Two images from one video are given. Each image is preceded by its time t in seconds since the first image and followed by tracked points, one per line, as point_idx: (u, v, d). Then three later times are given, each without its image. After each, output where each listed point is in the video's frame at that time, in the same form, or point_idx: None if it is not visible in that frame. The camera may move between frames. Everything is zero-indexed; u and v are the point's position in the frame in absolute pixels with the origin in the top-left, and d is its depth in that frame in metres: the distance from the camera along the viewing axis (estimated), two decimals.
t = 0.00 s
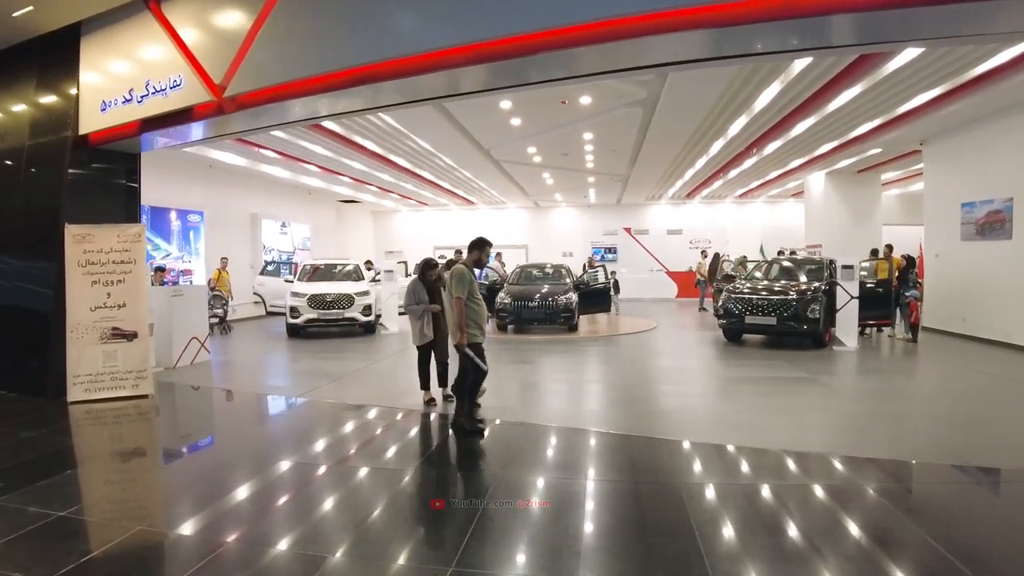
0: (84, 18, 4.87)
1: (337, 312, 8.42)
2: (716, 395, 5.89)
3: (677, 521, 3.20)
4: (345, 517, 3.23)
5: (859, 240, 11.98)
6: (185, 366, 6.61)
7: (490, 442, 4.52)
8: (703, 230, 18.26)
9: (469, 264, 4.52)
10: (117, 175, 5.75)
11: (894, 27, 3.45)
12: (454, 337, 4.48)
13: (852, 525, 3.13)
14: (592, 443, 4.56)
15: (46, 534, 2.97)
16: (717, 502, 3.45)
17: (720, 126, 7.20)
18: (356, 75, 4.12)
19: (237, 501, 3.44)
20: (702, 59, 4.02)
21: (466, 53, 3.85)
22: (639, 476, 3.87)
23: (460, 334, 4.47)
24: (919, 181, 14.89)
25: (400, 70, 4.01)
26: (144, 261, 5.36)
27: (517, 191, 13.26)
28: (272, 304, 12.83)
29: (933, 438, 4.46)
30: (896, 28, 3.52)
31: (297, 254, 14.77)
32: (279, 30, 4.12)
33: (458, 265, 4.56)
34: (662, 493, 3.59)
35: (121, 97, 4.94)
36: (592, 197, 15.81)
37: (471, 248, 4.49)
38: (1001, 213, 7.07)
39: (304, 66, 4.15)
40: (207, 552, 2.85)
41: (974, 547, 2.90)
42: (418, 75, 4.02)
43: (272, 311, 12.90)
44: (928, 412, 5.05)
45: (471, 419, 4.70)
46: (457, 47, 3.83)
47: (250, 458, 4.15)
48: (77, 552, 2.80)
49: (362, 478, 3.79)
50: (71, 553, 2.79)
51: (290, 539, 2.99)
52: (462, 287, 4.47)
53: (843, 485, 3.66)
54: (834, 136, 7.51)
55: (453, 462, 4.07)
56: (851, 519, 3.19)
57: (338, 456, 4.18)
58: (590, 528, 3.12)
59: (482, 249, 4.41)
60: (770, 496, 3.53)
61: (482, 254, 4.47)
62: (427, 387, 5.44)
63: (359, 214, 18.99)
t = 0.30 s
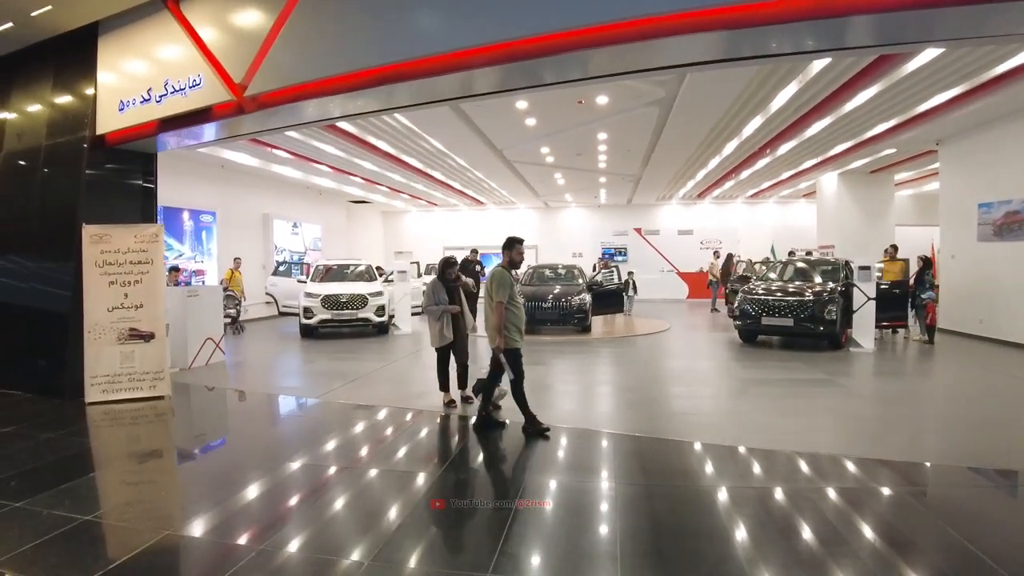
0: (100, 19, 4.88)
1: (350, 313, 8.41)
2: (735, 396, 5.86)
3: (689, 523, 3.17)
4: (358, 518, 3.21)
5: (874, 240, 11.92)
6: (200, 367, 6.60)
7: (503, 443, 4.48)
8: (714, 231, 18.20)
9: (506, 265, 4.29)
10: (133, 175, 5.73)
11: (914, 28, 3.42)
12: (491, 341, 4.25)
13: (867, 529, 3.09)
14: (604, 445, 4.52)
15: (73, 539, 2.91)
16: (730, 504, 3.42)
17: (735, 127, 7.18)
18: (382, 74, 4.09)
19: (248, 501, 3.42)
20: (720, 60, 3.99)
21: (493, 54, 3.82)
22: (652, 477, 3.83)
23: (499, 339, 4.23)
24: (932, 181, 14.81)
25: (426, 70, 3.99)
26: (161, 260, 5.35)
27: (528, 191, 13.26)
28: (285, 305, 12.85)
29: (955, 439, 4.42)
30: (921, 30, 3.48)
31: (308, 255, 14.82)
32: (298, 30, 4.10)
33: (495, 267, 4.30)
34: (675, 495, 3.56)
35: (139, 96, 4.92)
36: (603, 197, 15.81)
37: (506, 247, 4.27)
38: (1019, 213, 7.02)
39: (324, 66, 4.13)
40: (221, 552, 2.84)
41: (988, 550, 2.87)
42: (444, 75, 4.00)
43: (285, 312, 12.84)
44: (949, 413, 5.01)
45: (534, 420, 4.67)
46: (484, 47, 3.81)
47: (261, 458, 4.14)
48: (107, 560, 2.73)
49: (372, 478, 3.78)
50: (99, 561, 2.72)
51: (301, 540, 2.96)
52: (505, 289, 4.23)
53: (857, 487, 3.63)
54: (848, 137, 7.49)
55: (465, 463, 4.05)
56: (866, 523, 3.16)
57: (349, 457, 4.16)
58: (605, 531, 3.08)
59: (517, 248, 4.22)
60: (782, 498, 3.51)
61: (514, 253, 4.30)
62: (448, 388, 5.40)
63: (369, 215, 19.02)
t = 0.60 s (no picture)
0: (111, 19, 4.88)
1: (359, 313, 8.40)
2: (746, 395, 5.85)
3: (698, 525, 3.14)
4: (365, 518, 3.20)
5: (882, 241, 11.90)
6: (210, 367, 6.59)
7: (510, 443, 4.44)
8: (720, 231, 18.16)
9: (541, 262, 4.12)
10: (144, 175, 5.72)
11: (926, 29, 3.41)
12: (527, 343, 4.08)
13: (875, 529, 3.08)
14: (611, 444, 4.51)
15: (93, 541, 2.88)
16: (740, 505, 3.39)
17: (745, 127, 7.16)
18: (397, 74, 4.07)
19: (254, 501, 3.41)
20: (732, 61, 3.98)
21: (508, 54, 3.80)
22: (658, 477, 3.82)
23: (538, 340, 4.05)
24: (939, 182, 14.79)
25: (441, 70, 3.96)
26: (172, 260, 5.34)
27: (535, 191, 13.27)
28: (292, 305, 12.85)
29: (968, 440, 4.41)
30: (934, 31, 3.46)
31: (315, 255, 14.84)
32: (310, 30, 4.10)
33: (530, 266, 4.11)
34: (683, 496, 3.53)
35: (152, 95, 4.90)
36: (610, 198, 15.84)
37: (538, 245, 4.09)
38: None
39: (336, 65, 4.12)
40: (231, 551, 2.83)
41: (991, 549, 2.88)
42: (458, 74, 3.97)
43: (293, 312, 12.84)
44: (962, 413, 4.99)
45: (553, 421, 4.63)
46: (501, 47, 3.78)
47: (267, 457, 4.13)
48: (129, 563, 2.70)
49: (379, 478, 3.77)
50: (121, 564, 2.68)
51: (308, 541, 2.94)
52: (542, 289, 4.04)
53: (865, 488, 3.62)
54: (857, 137, 7.49)
55: (469, 462, 4.04)
56: (875, 524, 3.14)
57: (354, 458, 4.14)
58: (614, 530, 3.06)
59: (550, 244, 4.04)
60: (789, 498, 3.50)
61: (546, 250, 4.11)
62: (463, 388, 5.37)
63: (376, 216, 19.05)
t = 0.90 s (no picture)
0: (119, 17, 4.87)
1: (367, 312, 8.38)
2: (758, 394, 5.81)
3: (706, 526, 3.09)
4: (373, 518, 3.17)
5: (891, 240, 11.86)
6: (218, 367, 6.58)
7: (514, 443, 4.38)
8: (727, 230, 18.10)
9: (569, 260, 3.97)
10: (153, 174, 5.70)
11: (937, 26, 3.38)
12: (554, 341, 4.01)
13: (886, 529, 3.05)
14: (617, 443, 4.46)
15: (106, 544, 2.85)
16: (750, 506, 3.35)
17: (754, 125, 7.11)
18: (406, 71, 4.03)
19: (262, 502, 3.39)
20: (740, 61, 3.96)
21: (512, 52, 3.77)
22: (663, 477, 3.78)
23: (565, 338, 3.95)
24: (947, 180, 14.73)
25: (449, 67, 3.93)
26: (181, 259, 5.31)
27: (542, 191, 13.25)
28: (299, 305, 12.84)
29: (983, 440, 4.36)
30: (947, 27, 3.41)
31: (321, 255, 14.83)
32: (319, 28, 4.08)
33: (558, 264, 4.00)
34: (690, 497, 3.47)
35: (161, 93, 4.87)
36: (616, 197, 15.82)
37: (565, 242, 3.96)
38: None
39: (345, 63, 4.08)
40: (239, 551, 2.81)
41: (1005, 549, 2.84)
42: (466, 72, 3.94)
43: (300, 312, 12.82)
44: (976, 413, 4.94)
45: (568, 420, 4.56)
46: (507, 44, 3.75)
47: (275, 457, 4.10)
48: (141, 566, 2.66)
49: (387, 479, 3.73)
50: (133, 568, 2.63)
51: (318, 542, 2.92)
52: (568, 287, 3.90)
53: (874, 487, 3.59)
54: (866, 135, 7.46)
55: (477, 463, 4.00)
56: (884, 523, 3.12)
57: (360, 457, 4.12)
58: (623, 531, 3.02)
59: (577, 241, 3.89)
60: (797, 498, 3.46)
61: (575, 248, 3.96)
62: (474, 387, 5.34)
63: (382, 215, 19.05)
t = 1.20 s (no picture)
0: (125, 12, 4.83)
1: (375, 310, 8.34)
2: (772, 391, 5.75)
3: (717, 527, 3.02)
4: (379, 518, 3.13)
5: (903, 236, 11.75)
6: (226, 365, 6.55)
7: (523, 442, 4.32)
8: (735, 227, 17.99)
9: (598, 256, 3.88)
10: (160, 172, 5.66)
11: (952, 17, 3.31)
12: (584, 340, 3.85)
13: (900, 529, 2.98)
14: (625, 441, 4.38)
15: (114, 547, 2.78)
16: (761, 505, 3.29)
17: (765, 120, 7.03)
18: (414, 65, 3.96)
19: (269, 501, 3.34)
20: (753, 54, 3.89)
21: (522, 43, 3.67)
22: (672, 476, 3.72)
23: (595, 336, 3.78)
24: (959, 176, 14.58)
25: (455, 61, 3.84)
26: (189, 257, 5.27)
27: (550, 188, 13.20)
28: (307, 303, 12.83)
29: (1000, 439, 4.27)
30: (966, 17, 3.32)
31: (329, 252, 14.85)
32: (327, 23, 4.03)
33: (589, 260, 3.91)
34: (699, 496, 3.41)
35: (169, 88, 4.82)
36: (623, 193, 15.77)
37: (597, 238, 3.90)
38: None
39: (351, 56, 4.02)
40: (246, 551, 2.78)
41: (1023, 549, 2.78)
42: (471, 66, 3.85)
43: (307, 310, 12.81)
44: (994, 410, 4.85)
45: (582, 420, 4.47)
46: (512, 37, 3.66)
47: (282, 455, 4.06)
48: (148, 570, 2.59)
49: (395, 477, 3.68)
50: (141, 571, 2.58)
51: (327, 541, 2.88)
52: (598, 282, 3.77)
53: (885, 486, 3.53)
54: (878, 131, 7.37)
55: (486, 460, 3.95)
56: (898, 523, 3.05)
57: (368, 455, 4.08)
58: (632, 531, 2.96)
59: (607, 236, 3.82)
60: (809, 497, 3.40)
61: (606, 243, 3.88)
62: (476, 386, 5.23)
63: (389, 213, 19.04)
